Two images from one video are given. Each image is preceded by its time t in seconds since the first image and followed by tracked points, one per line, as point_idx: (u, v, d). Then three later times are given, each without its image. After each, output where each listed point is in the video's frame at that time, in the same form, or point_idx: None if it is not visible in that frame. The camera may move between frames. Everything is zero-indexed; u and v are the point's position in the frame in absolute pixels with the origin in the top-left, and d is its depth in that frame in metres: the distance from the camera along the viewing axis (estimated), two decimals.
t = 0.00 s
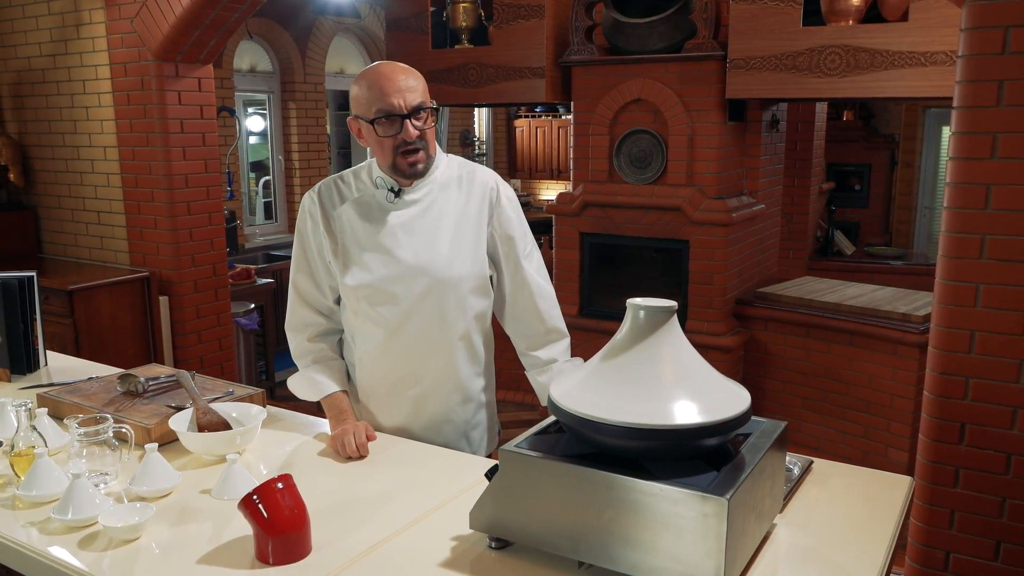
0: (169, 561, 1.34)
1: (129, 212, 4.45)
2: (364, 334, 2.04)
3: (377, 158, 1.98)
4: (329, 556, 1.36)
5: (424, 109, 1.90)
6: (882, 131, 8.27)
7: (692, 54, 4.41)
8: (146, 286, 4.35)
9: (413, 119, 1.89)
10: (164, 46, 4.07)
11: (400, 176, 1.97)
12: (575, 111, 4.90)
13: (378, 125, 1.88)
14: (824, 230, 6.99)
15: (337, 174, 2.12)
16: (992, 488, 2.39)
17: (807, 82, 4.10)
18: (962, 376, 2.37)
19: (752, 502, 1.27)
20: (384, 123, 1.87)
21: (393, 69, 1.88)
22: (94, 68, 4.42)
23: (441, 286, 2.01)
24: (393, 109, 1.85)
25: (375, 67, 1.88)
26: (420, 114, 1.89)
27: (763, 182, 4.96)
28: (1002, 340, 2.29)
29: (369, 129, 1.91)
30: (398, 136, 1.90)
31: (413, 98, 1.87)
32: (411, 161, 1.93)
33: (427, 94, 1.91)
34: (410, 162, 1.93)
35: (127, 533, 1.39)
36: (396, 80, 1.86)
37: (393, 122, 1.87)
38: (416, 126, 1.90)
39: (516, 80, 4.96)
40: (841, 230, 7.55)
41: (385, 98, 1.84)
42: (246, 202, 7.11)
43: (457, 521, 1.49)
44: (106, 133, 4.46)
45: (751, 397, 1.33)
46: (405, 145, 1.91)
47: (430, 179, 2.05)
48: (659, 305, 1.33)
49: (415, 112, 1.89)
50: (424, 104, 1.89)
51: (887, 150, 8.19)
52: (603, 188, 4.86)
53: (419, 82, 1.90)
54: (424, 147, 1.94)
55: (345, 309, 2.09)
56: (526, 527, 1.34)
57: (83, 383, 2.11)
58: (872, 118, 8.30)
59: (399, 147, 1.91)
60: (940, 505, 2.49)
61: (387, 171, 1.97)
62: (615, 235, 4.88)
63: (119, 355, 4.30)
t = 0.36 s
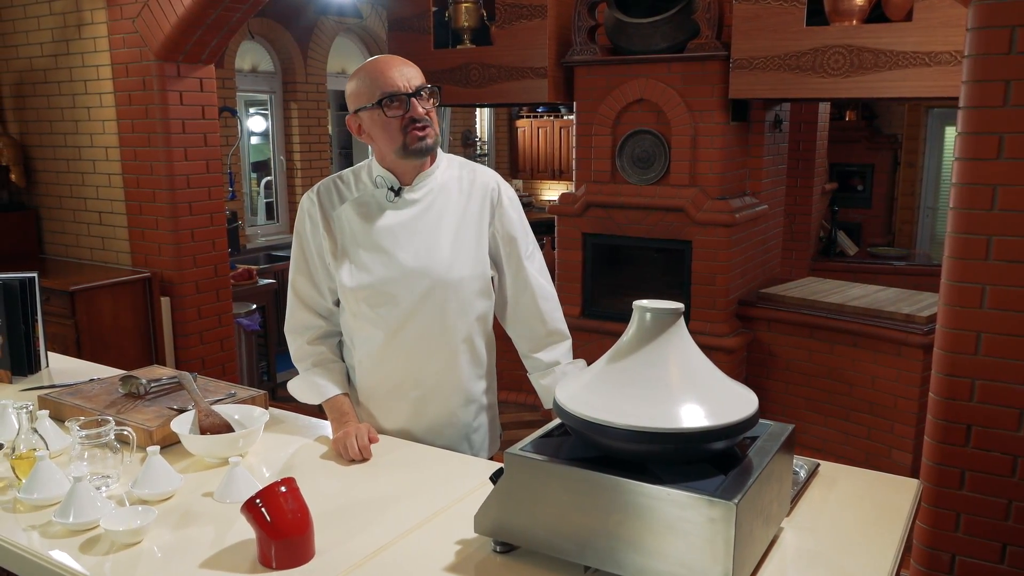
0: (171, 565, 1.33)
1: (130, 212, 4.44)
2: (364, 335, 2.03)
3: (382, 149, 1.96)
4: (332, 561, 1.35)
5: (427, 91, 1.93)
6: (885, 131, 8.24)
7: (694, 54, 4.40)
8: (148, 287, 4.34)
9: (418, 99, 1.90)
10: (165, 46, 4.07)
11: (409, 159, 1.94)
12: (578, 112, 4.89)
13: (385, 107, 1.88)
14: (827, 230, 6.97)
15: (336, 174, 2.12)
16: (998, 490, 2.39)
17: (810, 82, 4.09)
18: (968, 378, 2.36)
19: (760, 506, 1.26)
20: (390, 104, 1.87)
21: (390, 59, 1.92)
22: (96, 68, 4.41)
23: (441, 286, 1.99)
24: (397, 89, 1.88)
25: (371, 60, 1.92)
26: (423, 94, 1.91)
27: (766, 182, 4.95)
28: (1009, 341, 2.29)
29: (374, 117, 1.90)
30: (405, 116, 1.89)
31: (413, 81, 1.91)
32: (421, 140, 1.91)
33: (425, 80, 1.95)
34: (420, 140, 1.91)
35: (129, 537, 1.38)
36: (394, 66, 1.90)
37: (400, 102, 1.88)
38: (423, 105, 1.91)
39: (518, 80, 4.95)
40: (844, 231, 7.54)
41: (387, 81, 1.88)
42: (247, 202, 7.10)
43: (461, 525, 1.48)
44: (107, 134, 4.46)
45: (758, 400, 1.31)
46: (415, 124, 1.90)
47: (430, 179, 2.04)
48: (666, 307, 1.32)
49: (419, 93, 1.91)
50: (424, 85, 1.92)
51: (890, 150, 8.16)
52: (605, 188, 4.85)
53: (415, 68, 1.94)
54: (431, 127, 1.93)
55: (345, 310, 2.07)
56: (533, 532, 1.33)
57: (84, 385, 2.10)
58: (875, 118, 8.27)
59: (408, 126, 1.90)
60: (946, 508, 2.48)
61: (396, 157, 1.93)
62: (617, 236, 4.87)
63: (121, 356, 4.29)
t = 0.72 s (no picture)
0: (172, 570, 1.31)
1: (131, 213, 4.43)
2: (373, 342, 2.02)
3: (385, 159, 1.94)
4: (334, 565, 1.33)
5: (434, 106, 1.88)
6: (887, 131, 8.22)
7: (696, 55, 4.38)
8: (148, 288, 4.33)
9: (423, 116, 1.86)
10: (166, 46, 4.05)
11: (409, 173, 1.92)
12: (579, 112, 4.88)
13: (387, 123, 1.85)
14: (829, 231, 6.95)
15: (335, 177, 2.09)
16: (1002, 493, 2.38)
17: (812, 82, 4.08)
18: (973, 379, 2.35)
19: (767, 510, 1.24)
20: (393, 120, 1.84)
21: (399, 66, 1.86)
22: (97, 68, 4.40)
23: (450, 294, 1.98)
24: (402, 105, 1.83)
25: (380, 64, 1.87)
26: (429, 110, 1.87)
27: (768, 183, 4.94)
28: (1015, 342, 2.27)
29: (376, 128, 1.88)
30: (407, 134, 1.86)
31: (421, 95, 1.86)
32: (420, 159, 1.88)
33: (434, 91, 1.89)
34: (420, 158, 1.88)
35: (130, 541, 1.37)
36: (402, 77, 1.85)
37: (402, 119, 1.84)
38: (427, 123, 1.87)
39: (520, 81, 4.94)
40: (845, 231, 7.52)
41: (393, 94, 1.83)
42: (248, 203, 7.09)
43: (465, 529, 1.47)
44: (108, 134, 4.45)
45: (765, 403, 1.30)
46: (416, 142, 1.87)
47: (435, 184, 2.02)
48: (671, 310, 1.31)
49: (425, 109, 1.86)
50: (431, 100, 1.87)
51: (892, 151, 8.14)
52: (607, 189, 4.84)
53: (426, 80, 1.88)
54: (433, 145, 1.90)
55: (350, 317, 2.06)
56: (538, 536, 1.32)
57: (85, 386, 2.09)
58: (877, 118, 8.25)
59: (408, 144, 1.86)
60: (951, 510, 2.47)
61: (395, 169, 1.92)
62: (619, 237, 4.86)
63: (121, 357, 4.28)
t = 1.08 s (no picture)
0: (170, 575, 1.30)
1: (127, 214, 4.41)
2: (376, 342, 2.00)
3: (388, 152, 1.92)
4: (333, 571, 1.32)
5: (442, 103, 1.87)
6: (884, 132, 8.22)
7: (695, 55, 4.38)
8: (145, 290, 4.30)
9: (429, 112, 1.85)
10: (163, 46, 4.04)
11: (411, 170, 1.90)
12: (578, 112, 4.87)
13: (392, 117, 1.83)
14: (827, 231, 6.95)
15: (340, 173, 2.08)
16: (1003, 494, 2.37)
17: (811, 82, 4.07)
18: (974, 380, 2.34)
19: (771, 514, 1.23)
20: (399, 114, 1.83)
21: (409, 60, 1.85)
22: (93, 68, 4.38)
23: (454, 293, 1.96)
24: (409, 99, 1.82)
25: (389, 58, 1.86)
26: (436, 107, 1.85)
27: (767, 183, 4.93)
28: (1016, 343, 2.26)
29: (380, 121, 1.86)
30: (412, 129, 1.84)
31: (429, 90, 1.84)
32: (424, 156, 1.87)
33: (443, 88, 1.88)
34: (425, 155, 1.87)
35: (127, 546, 1.35)
36: (411, 70, 1.83)
37: (408, 114, 1.83)
38: (433, 119, 1.85)
39: (518, 81, 4.93)
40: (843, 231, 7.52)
41: (400, 88, 1.81)
42: (246, 203, 7.07)
43: (466, 533, 1.45)
44: (104, 135, 4.43)
45: (768, 405, 1.29)
46: (421, 138, 1.85)
47: (441, 182, 2.00)
48: (675, 311, 1.30)
49: (432, 105, 1.85)
50: (439, 96, 1.85)
51: (889, 151, 8.14)
52: (606, 189, 4.83)
53: (435, 75, 1.87)
54: (439, 142, 1.88)
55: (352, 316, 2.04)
56: (540, 540, 1.30)
57: (81, 389, 2.07)
58: (875, 119, 8.25)
59: (412, 140, 1.85)
60: (951, 512, 2.46)
61: (398, 165, 1.91)
62: (617, 238, 4.86)
63: (118, 359, 4.26)
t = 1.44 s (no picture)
0: None
1: (124, 214, 4.40)
2: (388, 345, 1.98)
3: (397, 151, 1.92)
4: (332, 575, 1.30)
5: (451, 102, 1.84)
6: (882, 132, 8.23)
7: (694, 55, 4.37)
8: (142, 291, 4.28)
9: (437, 111, 1.83)
10: (160, 46, 4.02)
11: (416, 170, 1.89)
12: (576, 113, 4.86)
13: (399, 113, 1.82)
14: (825, 231, 6.95)
15: (353, 177, 2.07)
16: (1003, 495, 2.36)
17: (810, 82, 4.07)
18: (975, 381, 2.33)
19: (773, 518, 1.22)
20: (406, 111, 1.81)
21: (421, 56, 1.84)
22: (90, 68, 4.37)
23: (463, 293, 1.93)
24: (416, 97, 1.80)
25: (401, 55, 1.84)
26: (444, 106, 1.83)
27: (765, 184, 4.93)
28: (1016, 344, 2.26)
29: (388, 118, 1.85)
30: (418, 127, 1.83)
31: (439, 88, 1.82)
32: (431, 156, 1.86)
33: (455, 86, 1.85)
34: (430, 156, 1.86)
35: (124, 550, 1.34)
36: (422, 67, 1.82)
37: (415, 112, 1.81)
38: (440, 119, 1.84)
39: (516, 81, 4.92)
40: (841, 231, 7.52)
41: (408, 85, 1.80)
42: (243, 204, 7.05)
43: (466, 536, 1.44)
44: (101, 136, 4.41)
45: (771, 409, 1.28)
46: (427, 138, 1.84)
47: (450, 181, 1.98)
48: (678, 314, 1.29)
49: (441, 103, 1.83)
50: (449, 95, 1.83)
51: (887, 151, 8.14)
52: (604, 190, 4.83)
53: (447, 73, 1.85)
54: (446, 143, 1.86)
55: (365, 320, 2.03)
56: (542, 544, 1.29)
57: (78, 391, 2.06)
58: (872, 119, 8.25)
59: (419, 138, 1.84)
60: (952, 513, 2.46)
61: (405, 164, 1.90)
62: (616, 238, 4.85)
63: (114, 360, 4.24)
